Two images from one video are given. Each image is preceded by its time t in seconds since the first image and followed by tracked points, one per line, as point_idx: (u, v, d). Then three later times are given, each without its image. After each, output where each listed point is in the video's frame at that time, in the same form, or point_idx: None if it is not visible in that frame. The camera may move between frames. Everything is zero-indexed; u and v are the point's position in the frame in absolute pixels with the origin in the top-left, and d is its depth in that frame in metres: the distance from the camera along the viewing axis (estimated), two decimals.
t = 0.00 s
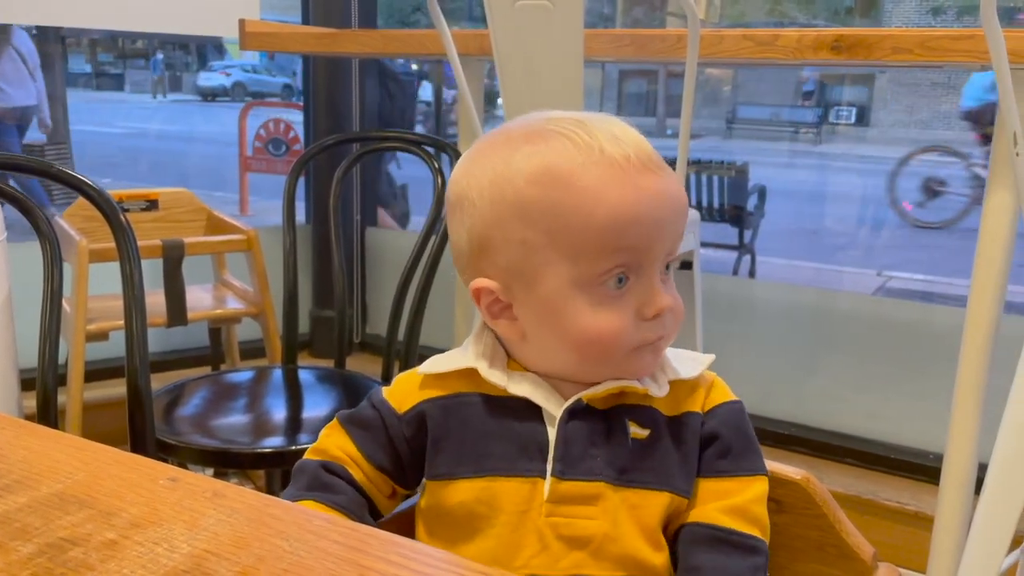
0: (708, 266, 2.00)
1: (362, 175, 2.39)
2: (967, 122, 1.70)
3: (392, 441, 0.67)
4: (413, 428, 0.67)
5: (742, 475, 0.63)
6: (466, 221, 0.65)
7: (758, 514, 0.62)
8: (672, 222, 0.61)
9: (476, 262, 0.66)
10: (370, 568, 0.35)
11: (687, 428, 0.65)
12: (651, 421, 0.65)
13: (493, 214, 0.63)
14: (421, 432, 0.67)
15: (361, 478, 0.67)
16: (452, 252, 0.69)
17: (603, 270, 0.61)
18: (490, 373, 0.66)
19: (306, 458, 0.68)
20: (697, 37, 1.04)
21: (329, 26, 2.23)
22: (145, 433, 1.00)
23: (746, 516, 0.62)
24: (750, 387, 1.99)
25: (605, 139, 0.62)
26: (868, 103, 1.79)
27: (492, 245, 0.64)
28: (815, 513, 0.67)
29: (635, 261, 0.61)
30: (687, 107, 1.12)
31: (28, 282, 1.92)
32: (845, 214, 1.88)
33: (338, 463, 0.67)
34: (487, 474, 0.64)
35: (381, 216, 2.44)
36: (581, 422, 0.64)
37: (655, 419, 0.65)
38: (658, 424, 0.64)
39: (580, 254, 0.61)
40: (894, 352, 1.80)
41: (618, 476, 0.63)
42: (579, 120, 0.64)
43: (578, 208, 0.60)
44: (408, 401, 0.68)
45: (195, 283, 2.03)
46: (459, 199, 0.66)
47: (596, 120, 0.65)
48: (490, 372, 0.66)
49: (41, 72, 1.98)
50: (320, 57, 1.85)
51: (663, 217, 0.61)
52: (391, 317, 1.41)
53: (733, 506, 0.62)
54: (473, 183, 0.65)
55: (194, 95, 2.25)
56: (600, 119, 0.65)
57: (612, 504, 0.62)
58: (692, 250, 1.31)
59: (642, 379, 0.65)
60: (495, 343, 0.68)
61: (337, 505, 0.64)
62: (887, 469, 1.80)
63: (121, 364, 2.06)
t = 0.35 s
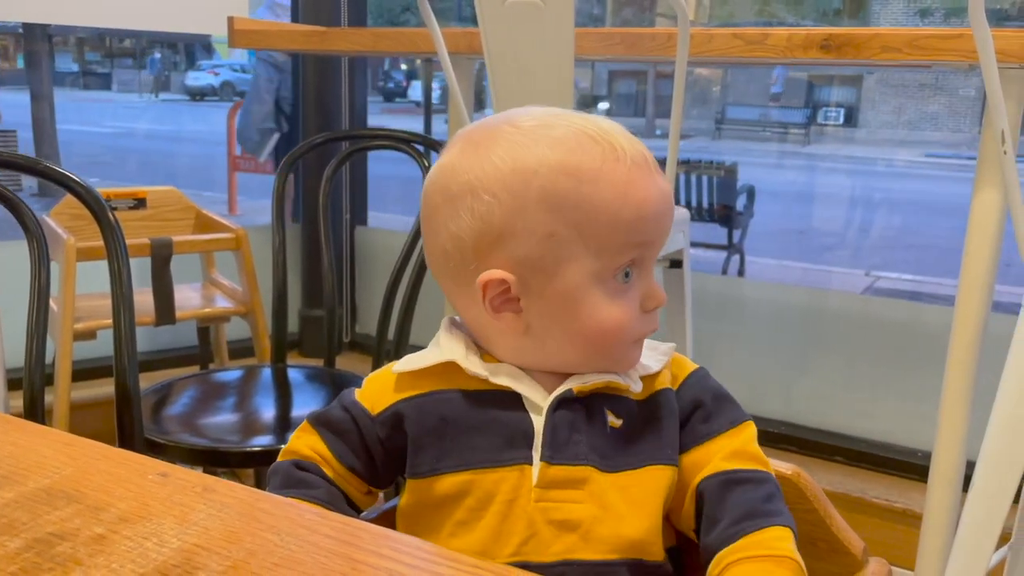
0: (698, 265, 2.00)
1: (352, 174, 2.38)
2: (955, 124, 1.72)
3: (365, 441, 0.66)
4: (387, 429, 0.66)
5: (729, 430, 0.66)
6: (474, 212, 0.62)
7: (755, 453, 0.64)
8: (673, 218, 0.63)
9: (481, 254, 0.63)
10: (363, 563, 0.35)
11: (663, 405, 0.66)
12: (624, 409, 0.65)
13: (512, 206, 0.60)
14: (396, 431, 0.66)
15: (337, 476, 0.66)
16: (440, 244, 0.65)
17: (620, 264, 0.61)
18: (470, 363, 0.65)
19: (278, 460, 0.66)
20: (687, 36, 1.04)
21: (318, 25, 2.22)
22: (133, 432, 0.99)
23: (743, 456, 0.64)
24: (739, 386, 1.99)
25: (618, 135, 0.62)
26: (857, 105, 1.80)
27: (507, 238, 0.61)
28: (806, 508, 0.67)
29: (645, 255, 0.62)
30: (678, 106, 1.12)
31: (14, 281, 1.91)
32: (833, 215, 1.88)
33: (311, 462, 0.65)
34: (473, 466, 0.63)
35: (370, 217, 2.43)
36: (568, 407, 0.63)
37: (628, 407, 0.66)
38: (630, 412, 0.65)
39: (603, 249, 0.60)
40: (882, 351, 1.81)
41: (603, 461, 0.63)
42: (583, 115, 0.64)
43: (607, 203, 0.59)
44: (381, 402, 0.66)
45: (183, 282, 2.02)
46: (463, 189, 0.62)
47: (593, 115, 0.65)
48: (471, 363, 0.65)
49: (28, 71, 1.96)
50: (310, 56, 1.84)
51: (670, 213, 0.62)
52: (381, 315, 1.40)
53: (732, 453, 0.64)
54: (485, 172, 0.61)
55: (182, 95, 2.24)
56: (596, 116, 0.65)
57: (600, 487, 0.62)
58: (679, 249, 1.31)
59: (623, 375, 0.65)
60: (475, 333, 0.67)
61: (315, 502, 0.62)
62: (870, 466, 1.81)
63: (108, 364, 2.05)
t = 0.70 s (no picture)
0: (682, 266, 2.01)
1: (335, 175, 2.37)
2: (935, 126, 1.73)
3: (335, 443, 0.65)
4: (358, 430, 0.65)
5: (690, 439, 0.66)
6: (472, 202, 0.61)
7: (717, 466, 0.65)
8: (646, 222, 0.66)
9: (474, 245, 0.61)
10: (345, 567, 0.34)
11: (630, 405, 0.66)
12: (594, 409, 0.66)
13: (513, 196, 0.60)
14: (367, 432, 0.65)
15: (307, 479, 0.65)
16: (425, 238, 0.63)
17: (607, 260, 0.62)
18: (441, 362, 0.65)
19: (246, 467, 0.66)
20: (671, 38, 1.04)
21: (301, 25, 2.21)
22: (113, 435, 0.98)
23: (707, 469, 0.65)
24: (722, 386, 2.00)
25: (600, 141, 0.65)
26: (841, 107, 1.81)
27: (505, 228, 0.60)
28: (789, 508, 0.68)
29: (626, 254, 0.64)
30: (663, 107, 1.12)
31: None
32: (816, 216, 1.89)
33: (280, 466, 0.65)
34: (442, 467, 0.63)
35: (354, 218, 2.42)
36: (538, 406, 0.63)
37: (597, 407, 0.66)
38: (599, 412, 0.66)
39: (595, 243, 0.62)
40: (864, 351, 1.82)
41: (573, 459, 0.62)
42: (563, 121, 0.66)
43: (601, 199, 0.61)
44: (352, 403, 0.66)
45: (165, 283, 2.00)
46: (459, 180, 0.61)
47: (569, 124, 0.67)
48: (442, 361, 0.65)
49: (7, 70, 1.94)
50: (294, 56, 1.83)
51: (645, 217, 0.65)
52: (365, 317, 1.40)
53: (697, 466, 0.65)
54: (482, 163, 0.61)
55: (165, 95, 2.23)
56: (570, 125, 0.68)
57: (571, 484, 0.61)
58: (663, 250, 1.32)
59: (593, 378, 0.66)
60: (450, 334, 0.66)
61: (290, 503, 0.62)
62: (856, 465, 1.82)
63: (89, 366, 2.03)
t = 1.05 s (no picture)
0: (634, 271, 2.00)
1: (285, 180, 2.34)
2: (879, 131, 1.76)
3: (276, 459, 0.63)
4: (302, 449, 0.63)
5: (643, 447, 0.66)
6: (431, 206, 0.59)
7: (670, 473, 0.65)
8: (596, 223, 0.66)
9: (434, 251, 0.59)
10: None
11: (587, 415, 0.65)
12: (552, 420, 0.64)
13: (473, 198, 0.59)
14: (312, 450, 0.63)
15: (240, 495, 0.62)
16: (380, 247, 0.61)
17: (565, 260, 0.62)
18: (396, 374, 0.63)
19: (176, 477, 0.63)
20: (620, 43, 1.04)
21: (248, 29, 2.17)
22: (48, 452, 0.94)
23: (660, 476, 0.64)
24: (675, 390, 2.01)
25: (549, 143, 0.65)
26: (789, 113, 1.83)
27: (467, 231, 0.59)
28: (739, 516, 0.67)
29: (581, 254, 0.64)
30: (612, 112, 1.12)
31: None
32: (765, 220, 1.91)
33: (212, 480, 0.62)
34: (397, 487, 0.62)
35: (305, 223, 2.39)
36: (497, 421, 0.62)
37: (555, 417, 0.65)
38: (557, 422, 0.65)
39: (555, 242, 0.61)
40: (812, 353, 1.84)
41: (533, 475, 0.61)
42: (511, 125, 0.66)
43: (560, 198, 0.61)
44: (299, 419, 0.64)
45: (107, 292, 1.95)
46: (415, 184, 0.59)
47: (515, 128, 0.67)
48: (397, 376, 0.63)
49: None
50: (240, 59, 1.80)
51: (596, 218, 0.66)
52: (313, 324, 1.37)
53: (649, 473, 0.64)
54: (439, 167, 0.60)
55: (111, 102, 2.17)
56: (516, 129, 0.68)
57: (532, 502, 0.61)
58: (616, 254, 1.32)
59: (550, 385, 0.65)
60: (403, 346, 0.64)
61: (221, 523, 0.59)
62: (806, 467, 1.83)
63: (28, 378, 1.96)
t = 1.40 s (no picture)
0: (579, 275, 2.02)
1: (224, 185, 2.29)
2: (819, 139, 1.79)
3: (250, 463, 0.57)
4: (283, 450, 0.57)
5: (600, 446, 0.64)
6: (396, 194, 0.56)
7: (624, 472, 0.64)
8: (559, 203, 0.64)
9: (405, 240, 0.56)
10: None
11: (559, 411, 0.64)
12: (532, 415, 0.63)
13: (441, 182, 0.56)
14: (290, 454, 0.58)
15: (196, 501, 0.57)
16: (348, 243, 0.57)
17: (538, 238, 0.60)
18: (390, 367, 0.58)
19: (126, 471, 0.57)
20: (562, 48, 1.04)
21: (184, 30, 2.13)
22: None
23: (614, 476, 0.63)
24: (621, 393, 2.02)
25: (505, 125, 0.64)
26: (730, 122, 1.86)
27: (437, 216, 0.56)
28: (683, 515, 0.67)
29: (551, 233, 0.61)
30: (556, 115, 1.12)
31: None
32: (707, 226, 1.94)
33: (165, 485, 0.56)
34: (393, 489, 0.57)
35: (245, 230, 2.34)
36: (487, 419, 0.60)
37: (533, 412, 0.63)
38: (535, 417, 0.63)
39: (527, 218, 0.59)
40: (755, 355, 1.86)
41: (523, 475, 0.60)
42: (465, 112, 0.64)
43: (526, 175, 0.59)
44: (281, 417, 0.58)
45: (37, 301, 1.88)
46: (378, 175, 0.57)
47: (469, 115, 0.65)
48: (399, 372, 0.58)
49: None
50: (177, 61, 1.76)
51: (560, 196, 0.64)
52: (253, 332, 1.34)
53: (603, 473, 0.63)
54: (400, 155, 0.57)
55: (42, 104, 2.12)
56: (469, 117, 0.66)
57: (524, 505, 0.59)
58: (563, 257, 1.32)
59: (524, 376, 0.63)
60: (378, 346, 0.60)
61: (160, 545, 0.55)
62: (750, 468, 1.85)
63: None
